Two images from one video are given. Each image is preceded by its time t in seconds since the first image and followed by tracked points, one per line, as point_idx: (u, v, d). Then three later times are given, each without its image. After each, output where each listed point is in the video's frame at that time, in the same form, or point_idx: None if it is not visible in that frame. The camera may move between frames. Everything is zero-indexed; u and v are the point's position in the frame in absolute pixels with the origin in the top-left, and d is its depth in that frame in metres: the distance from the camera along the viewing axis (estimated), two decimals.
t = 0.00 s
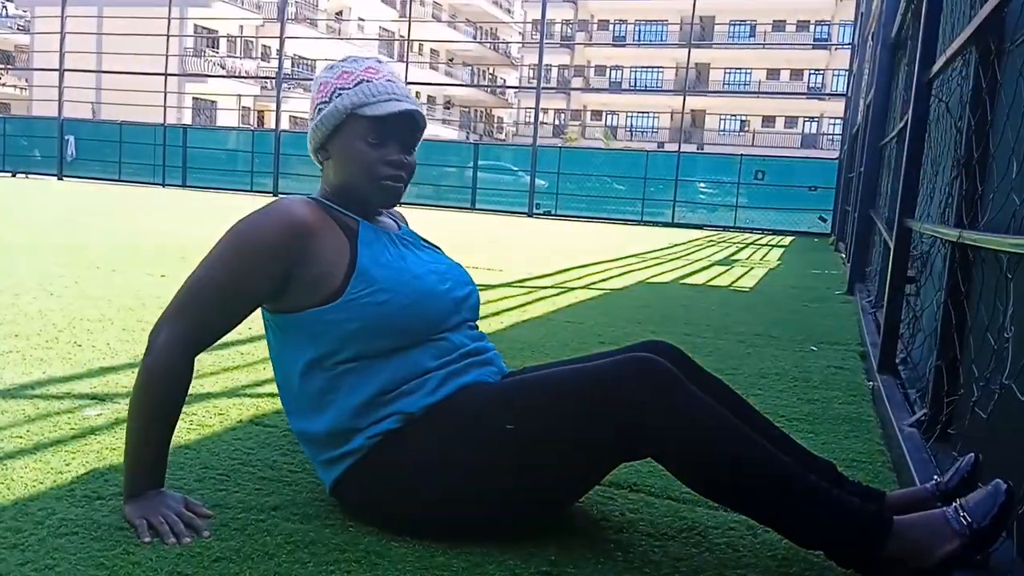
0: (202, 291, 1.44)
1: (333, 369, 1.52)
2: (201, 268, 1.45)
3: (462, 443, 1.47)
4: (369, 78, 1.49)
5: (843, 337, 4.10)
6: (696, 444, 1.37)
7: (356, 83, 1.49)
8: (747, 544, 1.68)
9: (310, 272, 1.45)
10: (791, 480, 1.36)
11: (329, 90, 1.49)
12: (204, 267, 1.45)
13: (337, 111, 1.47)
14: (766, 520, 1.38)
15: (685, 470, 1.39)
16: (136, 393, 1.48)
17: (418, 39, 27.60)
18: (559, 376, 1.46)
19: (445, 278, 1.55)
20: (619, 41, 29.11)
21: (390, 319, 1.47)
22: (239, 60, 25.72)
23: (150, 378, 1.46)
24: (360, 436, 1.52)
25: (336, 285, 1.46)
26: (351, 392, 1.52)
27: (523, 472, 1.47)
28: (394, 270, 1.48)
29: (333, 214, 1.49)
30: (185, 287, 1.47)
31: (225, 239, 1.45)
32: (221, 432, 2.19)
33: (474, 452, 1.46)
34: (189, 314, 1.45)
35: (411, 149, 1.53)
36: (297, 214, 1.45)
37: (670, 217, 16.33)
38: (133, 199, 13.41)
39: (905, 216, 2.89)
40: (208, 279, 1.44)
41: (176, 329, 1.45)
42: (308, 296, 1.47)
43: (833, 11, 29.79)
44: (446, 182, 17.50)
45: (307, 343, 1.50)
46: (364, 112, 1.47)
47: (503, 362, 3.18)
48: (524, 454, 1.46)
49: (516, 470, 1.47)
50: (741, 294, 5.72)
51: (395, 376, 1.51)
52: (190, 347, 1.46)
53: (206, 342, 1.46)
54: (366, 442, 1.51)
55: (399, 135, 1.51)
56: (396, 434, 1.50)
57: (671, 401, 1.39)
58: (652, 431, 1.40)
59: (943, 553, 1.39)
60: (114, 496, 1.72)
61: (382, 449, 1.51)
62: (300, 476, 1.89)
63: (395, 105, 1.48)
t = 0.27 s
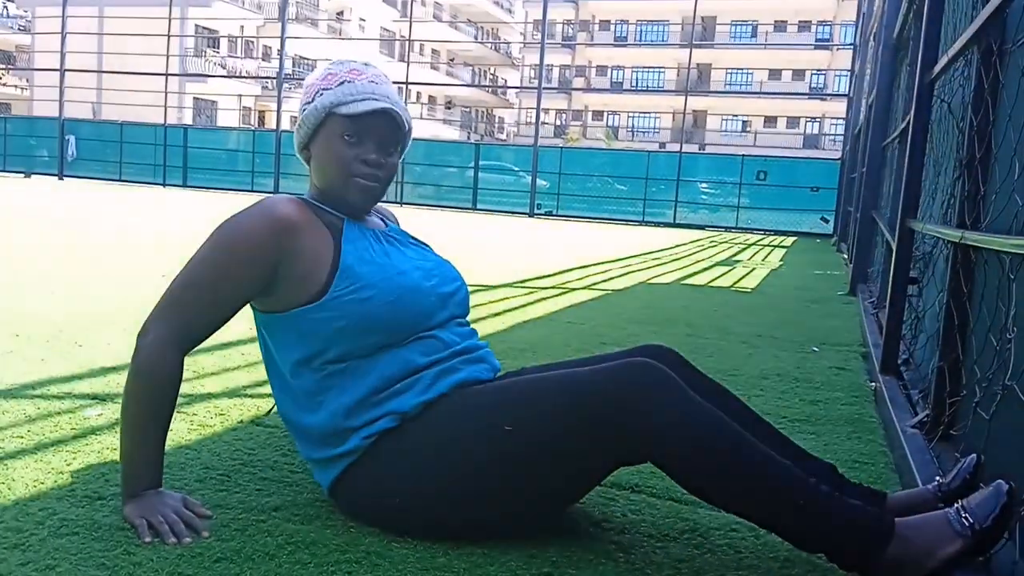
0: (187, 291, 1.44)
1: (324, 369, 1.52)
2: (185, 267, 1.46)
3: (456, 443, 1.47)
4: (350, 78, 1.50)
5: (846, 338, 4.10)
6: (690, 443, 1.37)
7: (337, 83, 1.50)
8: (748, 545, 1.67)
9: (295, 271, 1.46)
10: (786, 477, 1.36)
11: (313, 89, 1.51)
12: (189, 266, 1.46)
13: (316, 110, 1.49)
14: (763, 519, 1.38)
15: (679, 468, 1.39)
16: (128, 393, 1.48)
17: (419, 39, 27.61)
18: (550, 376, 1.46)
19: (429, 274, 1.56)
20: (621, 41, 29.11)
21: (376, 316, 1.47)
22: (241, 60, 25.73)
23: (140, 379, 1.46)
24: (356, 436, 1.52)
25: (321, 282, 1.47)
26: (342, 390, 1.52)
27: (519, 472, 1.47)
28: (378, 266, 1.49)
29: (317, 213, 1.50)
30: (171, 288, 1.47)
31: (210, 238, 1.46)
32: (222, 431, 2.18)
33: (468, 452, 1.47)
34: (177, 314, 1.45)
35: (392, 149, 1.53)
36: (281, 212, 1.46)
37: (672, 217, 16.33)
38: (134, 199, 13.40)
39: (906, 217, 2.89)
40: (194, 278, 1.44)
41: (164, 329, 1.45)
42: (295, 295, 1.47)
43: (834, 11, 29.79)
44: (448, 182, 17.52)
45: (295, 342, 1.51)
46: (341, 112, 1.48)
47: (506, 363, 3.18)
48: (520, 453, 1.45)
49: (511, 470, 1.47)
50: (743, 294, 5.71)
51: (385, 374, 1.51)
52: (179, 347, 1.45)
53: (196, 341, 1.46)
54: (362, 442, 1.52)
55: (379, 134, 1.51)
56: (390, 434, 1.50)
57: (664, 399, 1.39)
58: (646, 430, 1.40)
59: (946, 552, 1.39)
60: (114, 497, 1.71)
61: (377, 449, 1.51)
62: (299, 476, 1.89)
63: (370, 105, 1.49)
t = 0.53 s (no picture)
0: (188, 293, 1.45)
1: (325, 371, 1.53)
2: (186, 269, 1.46)
3: (455, 444, 1.47)
4: (346, 81, 1.51)
5: (846, 339, 4.11)
6: (690, 445, 1.38)
7: (334, 86, 1.51)
8: (746, 546, 1.68)
9: (296, 273, 1.47)
10: (787, 480, 1.36)
11: (310, 93, 1.52)
12: (189, 269, 1.47)
13: (314, 113, 1.50)
14: (764, 521, 1.38)
15: (680, 468, 1.39)
16: (129, 394, 1.49)
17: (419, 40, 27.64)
18: (551, 377, 1.47)
19: (430, 277, 1.57)
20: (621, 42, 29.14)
21: (377, 319, 1.48)
22: (242, 61, 25.76)
23: (142, 379, 1.46)
24: (358, 437, 1.53)
25: (322, 286, 1.48)
26: (343, 392, 1.53)
27: (519, 473, 1.47)
28: (379, 270, 1.50)
29: (318, 215, 1.51)
30: (172, 289, 1.48)
31: (211, 240, 1.46)
32: (223, 431, 2.19)
33: (469, 452, 1.47)
34: (179, 315, 1.46)
35: (390, 150, 1.54)
36: (281, 214, 1.47)
37: (672, 219, 16.33)
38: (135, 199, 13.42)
39: (907, 219, 2.89)
40: (194, 279, 1.45)
41: (165, 328, 1.46)
42: (296, 297, 1.48)
43: (835, 13, 29.80)
44: (449, 183, 17.55)
45: (297, 344, 1.51)
46: (339, 113, 1.49)
47: (507, 363, 3.18)
48: (522, 455, 1.46)
49: (512, 471, 1.47)
50: (743, 296, 5.72)
51: (386, 376, 1.52)
52: (180, 348, 1.46)
53: (197, 342, 1.47)
54: (363, 444, 1.53)
55: (377, 134, 1.52)
56: (391, 435, 1.51)
57: (665, 402, 1.40)
58: (648, 430, 1.41)
59: (947, 554, 1.39)
60: (116, 497, 1.72)
61: (378, 450, 1.52)
62: (301, 476, 1.90)
63: (368, 105, 1.49)
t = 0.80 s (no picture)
0: (188, 294, 1.46)
1: (325, 373, 1.53)
2: (185, 271, 1.47)
3: (455, 447, 1.48)
4: (346, 84, 1.51)
5: (845, 340, 4.11)
6: (690, 446, 1.38)
7: (333, 88, 1.51)
8: (747, 546, 1.68)
9: (296, 275, 1.47)
10: (787, 482, 1.37)
11: (310, 95, 1.52)
12: (188, 271, 1.47)
13: (314, 115, 1.50)
14: (765, 522, 1.38)
15: (680, 469, 1.39)
16: (128, 396, 1.49)
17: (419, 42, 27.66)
18: (551, 378, 1.47)
19: (430, 279, 1.57)
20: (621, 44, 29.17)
21: (377, 321, 1.48)
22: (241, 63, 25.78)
23: (140, 381, 1.47)
24: (358, 440, 1.54)
25: (322, 288, 1.48)
26: (342, 394, 1.53)
27: (519, 473, 1.47)
28: (379, 272, 1.50)
29: (317, 217, 1.51)
30: (172, 291, 1.48)
31: (211, 242, 1.47)
32: (222, 433, 2.19)
33: (470, 453, 1.47)
34: (178, 317, 1.46)
35: (390, 152, 1.55)
36: (281, 215, 1.47)
37: (671, 220, 16.34)
38: (135, 202, 13.42)
39: (906, 219, 2.89)
40: (194, 279, 1.45)
41: (165, 331, 1.46)
42: (296, 299, 1.49)
43: (834, 15, 29.83)
44: (449, 185, 17.56)
45: (297, 345, 1.51)
46: (340, 116, 1.49)
47: (508, 365, 3.18)
48: (522, 456, 1.46)
49: (513, 472, 1.47)
50: (743, 297, 5.73)
51: (386, 377, 1.52)
52: (180, 348, 1.46)
53: (197, 343, 1.47)
54: (363, 446, 1.53)
55: (376, 136, 1.52)
56: (391, 436, 1.51)
57: (665, 404, 1.40)
58: (649, 430, 1.41)
59: (946, 554, 1.39)
60: (116, 499, 1.72)
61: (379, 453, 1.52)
62: (301, 478, 1.90)
63: (368, 108, 1.50)
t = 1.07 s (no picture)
0: (186, 293, 1.45)
1: (323, 375, 1.53)
2: (184, 269, 1.46)
3: (455, 448, 1.47)
4: (345, 84, 1.51)
5: (847, 340, 4.11)
6: (691, 448, 1.37)
7: (332, 89, 1.51)
8: (748, 547, 1.67)
9: (294, 276, 1.46)
10: (790, 482, 1.36)
11: (308, 95, 1.51)
12: (185, 271, 1.46)
13: (312, 115, 1.49)
14: (765, 524, 1.38)
15: (680, 471, 1.39)
16: (127, 397, 1.48)
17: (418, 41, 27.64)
18: (551, 379, 1.47)
19: (429, 280, 1.56)
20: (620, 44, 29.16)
21: (376, 321, 1.48)
22: (240, 63, 25.77)
23: (138, 382, 1.46)
24: (356, 441, 1.53)
25: (320, 289, 1.47)
26: (339, 395, 1.53)
27: (518, 473, 1.47)
28: (377, 273, 1.50)
29: (316, 217, 1.50)
30: (169, 291, 1.47)
31: (208, 243, 1.46)
32: (221, 434, 2.18)
33: (469, 454, 1.47)
34: (177, 318, 1.45)
35: (388, 152, 1.54)
36: (279, 216, 1.46)
37: (672, 220, 16.32)
38: (134, 202, 13.41)
39: (906, 219, 2.89)
40: (192, 279, 1.45)
41: (163, 331, 1.45)
42: (294, 300, 1.48)
43: (834, 14, 29.80)
44: (449, 185, 17.55)
45: (295, 347, 1.51)
46: (339, 115, 1.49)
47: (508, 365, 3.17)
48: (522, 456, 1.46)
49: (512, 473, 1.47)
50: (744, 297, 5.72)
51: (385, 378, 1.52)
52: (178, 349, 1.46)
53: (194, 343, 1.47)
54: (362, 447, 1.52)
55: (374, 134, 1.52)
56: (390, 438, 1.50)
57: (666, 404, 1.39)
58: (649, 432, 1.40)
59: (946, 554, 1.38)
60: (115, 500, 1.72)
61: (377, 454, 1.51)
62: (299, 479, 1.90)
63: (367, 108, 1.49)
